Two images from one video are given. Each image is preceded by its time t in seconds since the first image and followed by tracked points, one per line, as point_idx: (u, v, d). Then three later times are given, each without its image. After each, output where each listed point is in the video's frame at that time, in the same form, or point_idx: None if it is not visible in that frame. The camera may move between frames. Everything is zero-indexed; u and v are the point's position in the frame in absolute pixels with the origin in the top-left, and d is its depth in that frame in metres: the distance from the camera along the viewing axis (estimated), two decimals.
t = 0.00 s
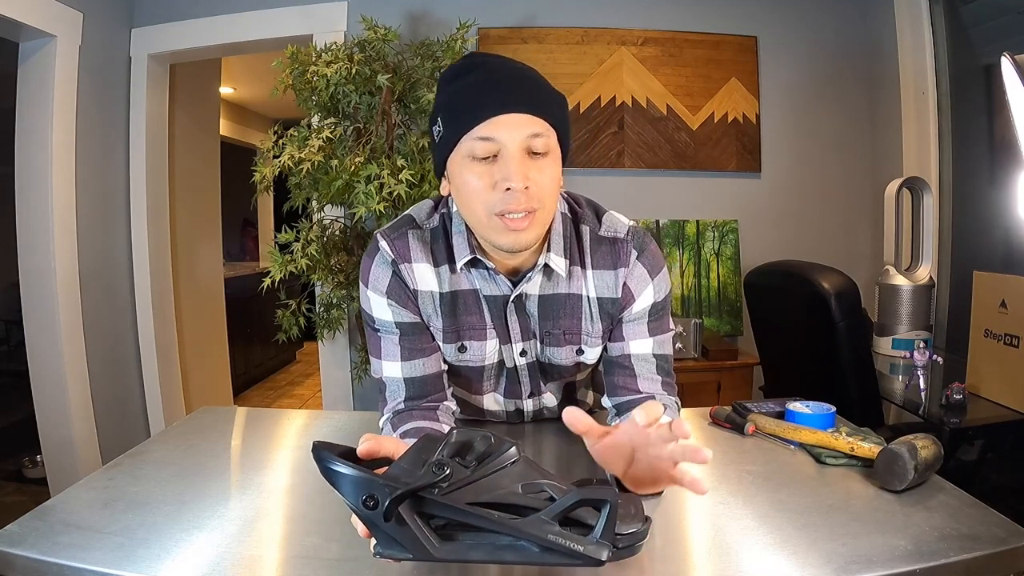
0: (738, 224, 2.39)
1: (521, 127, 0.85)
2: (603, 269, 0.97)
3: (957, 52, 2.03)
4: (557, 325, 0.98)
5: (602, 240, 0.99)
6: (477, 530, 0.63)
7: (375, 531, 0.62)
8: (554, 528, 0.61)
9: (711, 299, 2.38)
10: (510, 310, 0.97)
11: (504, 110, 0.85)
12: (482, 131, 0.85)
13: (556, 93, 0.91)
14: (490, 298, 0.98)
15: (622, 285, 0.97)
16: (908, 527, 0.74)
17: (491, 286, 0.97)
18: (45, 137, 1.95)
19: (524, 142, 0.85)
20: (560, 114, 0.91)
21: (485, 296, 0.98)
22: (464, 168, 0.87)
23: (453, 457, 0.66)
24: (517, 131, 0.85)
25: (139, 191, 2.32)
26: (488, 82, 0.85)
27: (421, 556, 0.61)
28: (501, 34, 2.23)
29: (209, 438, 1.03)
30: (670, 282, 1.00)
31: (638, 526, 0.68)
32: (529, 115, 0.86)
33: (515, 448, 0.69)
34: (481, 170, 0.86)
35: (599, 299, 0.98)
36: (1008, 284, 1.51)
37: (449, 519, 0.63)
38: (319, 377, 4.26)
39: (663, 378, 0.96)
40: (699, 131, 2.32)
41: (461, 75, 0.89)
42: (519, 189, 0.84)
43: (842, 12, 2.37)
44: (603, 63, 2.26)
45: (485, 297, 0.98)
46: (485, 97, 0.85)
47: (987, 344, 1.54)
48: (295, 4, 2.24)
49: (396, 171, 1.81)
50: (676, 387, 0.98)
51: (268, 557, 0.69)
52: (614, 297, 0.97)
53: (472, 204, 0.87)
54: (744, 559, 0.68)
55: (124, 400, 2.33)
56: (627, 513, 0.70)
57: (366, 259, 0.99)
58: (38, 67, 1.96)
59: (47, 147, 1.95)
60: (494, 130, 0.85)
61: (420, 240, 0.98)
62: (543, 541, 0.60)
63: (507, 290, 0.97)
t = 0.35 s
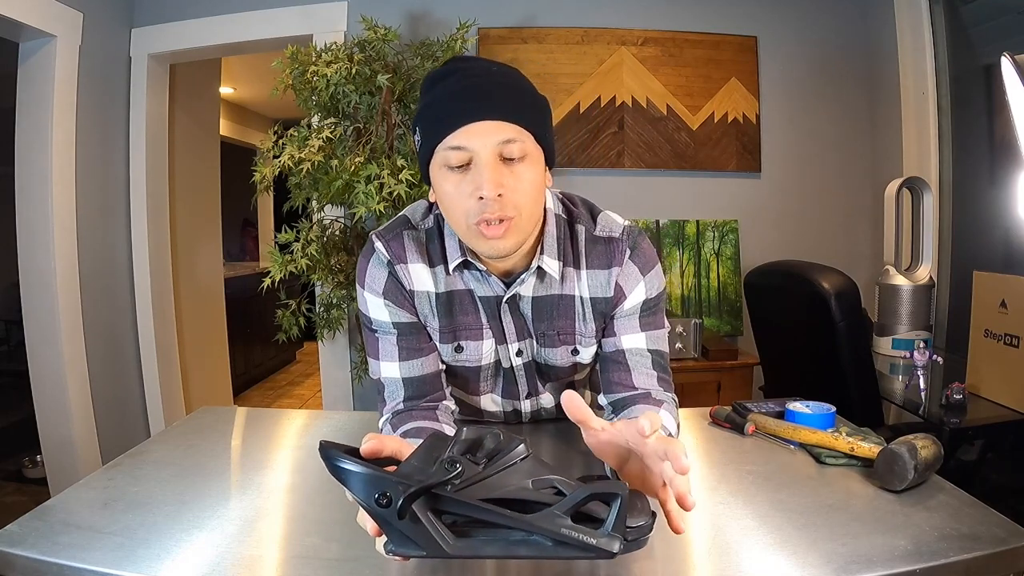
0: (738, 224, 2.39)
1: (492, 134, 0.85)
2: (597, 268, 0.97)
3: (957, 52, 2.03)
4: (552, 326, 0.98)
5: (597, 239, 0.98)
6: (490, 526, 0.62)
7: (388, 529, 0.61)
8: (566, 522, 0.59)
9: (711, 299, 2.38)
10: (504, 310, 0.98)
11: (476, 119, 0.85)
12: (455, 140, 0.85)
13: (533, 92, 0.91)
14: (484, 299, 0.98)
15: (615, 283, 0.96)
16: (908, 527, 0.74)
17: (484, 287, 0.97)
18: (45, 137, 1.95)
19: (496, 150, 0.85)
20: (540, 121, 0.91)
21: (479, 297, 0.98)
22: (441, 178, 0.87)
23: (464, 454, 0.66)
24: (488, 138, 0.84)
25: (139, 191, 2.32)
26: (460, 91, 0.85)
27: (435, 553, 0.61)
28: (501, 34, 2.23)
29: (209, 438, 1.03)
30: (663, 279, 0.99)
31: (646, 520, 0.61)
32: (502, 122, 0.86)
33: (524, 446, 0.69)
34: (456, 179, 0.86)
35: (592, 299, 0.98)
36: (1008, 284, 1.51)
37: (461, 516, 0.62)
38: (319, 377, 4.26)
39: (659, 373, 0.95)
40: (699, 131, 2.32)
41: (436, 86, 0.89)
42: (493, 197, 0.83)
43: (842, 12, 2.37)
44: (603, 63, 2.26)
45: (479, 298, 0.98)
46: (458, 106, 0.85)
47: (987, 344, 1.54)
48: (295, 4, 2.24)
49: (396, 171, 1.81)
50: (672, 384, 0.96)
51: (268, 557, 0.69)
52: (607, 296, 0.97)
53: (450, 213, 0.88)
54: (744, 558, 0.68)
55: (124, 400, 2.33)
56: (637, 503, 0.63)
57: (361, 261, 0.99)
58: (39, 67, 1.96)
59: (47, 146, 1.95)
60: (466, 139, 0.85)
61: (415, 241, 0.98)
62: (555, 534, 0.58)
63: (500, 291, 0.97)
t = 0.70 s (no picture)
0: (738, 224, 2.39)
1: (495, 135, 0.84)
2: (599, 270, 0.96)
3: (957, 52, 2.03)
4: (552, 327, 0.98)
5: (600, 241, 0.98)
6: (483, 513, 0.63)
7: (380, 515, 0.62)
8: (560, 509, 0.60)
9: (711, 299, 2.38)
10: (505, 312, 0.98)
11: (479, 118, 0.85)
12: (457, 138, 0.85)
13: (540, 93, 0.90)
14: (484, 300, 0.98)
15: (618, 286, 0.96)
16: (908, 527, 0.74)
17: (485, 288, 0.97)
18: (45, 137, 1.95)
19: (497, 151, 0.84)
20: (545, 122, 0.90)
21: (480, 299, 0.98)
22: (441, 176, 0.87)
23: (458, 442, 0.67)
24: (490, 140, 0.84)
25: (139, 191, 2.32)
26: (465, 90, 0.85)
27: (426, 539, 0.61)
28: (501, 34, 2.23)
29: (209, 438, 1.03)
30: (666, 283, 0.98)
31: (641, 512, 0.63)
32: (506, 123, 0.85)
33: (519, 434, 0.68)
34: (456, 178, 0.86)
35: (595, 300, 0.97)
36: (1008, 284, 1.51)
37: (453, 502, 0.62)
38: (319, 377, 4.26)
39: (659, 381, 0.95)
40: (699, 131, 2.32)
41: (443, 83, 0.89)
42: (489, 199, 0.83)
43: (842, 12, 2.37)
44: (603, 63, 2.26)
45: (479, 299, 0.98)
46: (462, 105, 0.85)
47: (987, 344, 1.54)
48: (295, 4, 2.24)
49: (396, 171, 1.81)
50: (671, 391, 0.96)
51: (268, 557, 0.69)
52: (609, 298, 0.96)
53: (448, 211, 0.88)
54: (744, 558, 0.68)
55: (124, 400, 2.33)
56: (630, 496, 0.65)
57: (363, 260, 0.99)
58: (38, 67, 1.96)
59: (47, 146, 1.95)
60: (467, 139, 0.84)
61: (417, 241, 0.98)
62: (548, 522, 0.59)
63: (501, 293, 0.97)
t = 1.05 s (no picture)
0: (737, 224, 2.39)
1: (529, 130, 0.84)
2: (608, 270, 0.96)
3: (957, 52, 2.03)
4: (559, 327, 0.98)
5: (609, 240, 0.98)
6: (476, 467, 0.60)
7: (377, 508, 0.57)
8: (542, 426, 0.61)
9: (711, 299, 2.38)
10: (515, 312, 0.97)
11: (514, 113, 0.84)
12: (490, 132, 0.84)
13: (566, 92, 0.89)
14: (495, 300, 0.98)
15: (627, 285, 0.96)
16: (908, 527, 0.74)
17: (496, 288, 0.97)
18: (45, 137, 1.95)
19: (532, 146, 0.84)
20: (570, 114, 0.90)
21: (490, 298, 0.98)
22: (470, 169, 0.86)
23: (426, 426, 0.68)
24: (524, 135, 0.83)
25: (139, 191, 2.32)
26: (503, 83, 0.84)
27: (431, 504, 0.56)
28: (501, 34, 2.23)
29: (209, 438, 1.03)
30: (674, 284, 0.99)
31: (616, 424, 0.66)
32: (539, 119, 0.85)
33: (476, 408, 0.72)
34: (487, 172, 0.85)
35: (603, 300, 0.97)
36: (1007, 284, 1.51)
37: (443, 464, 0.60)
38: (319, 377, 4.26)
39: (660, 385, 0.96)
40: (699, 131, 2.32)
41: (470, 76, 0.88)
42: (523, 193, 0.82)
43: (842, 12, 2.37)
44: (603, 63, 2.26)
45: (489, 299, 0.98)
46: (497, 98, 0.84)
47: (987, 344, 1.54)
48: (294, 4, 2.24)
49: (396, 171, 1.81)
50: (672, 395, 0.97)
51: (268, 557, 0.69)
52: (618, 297, 0.96)
53: (475, 204, 0.86)
54: (744, 558, 0.68)
55: (124, 400, 2.33)
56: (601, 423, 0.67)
57: (371, 259, 0.99)
58: (38, 67, 1.96)
59: (47, 146, 1.95)
60: (502, 132, 0.83)
61: (425, 240, 0.97)
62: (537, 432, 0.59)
63: (513, 293, 0.97)
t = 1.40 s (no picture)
0: (738, 224, 2.39)
1: (542, 123, 0.84)
2: (615, 269, 0.96)
3: (957, 52, 2.03)
4: (564, 326, 0.98)
5: (615, 240, 0.98)
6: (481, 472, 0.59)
7: (381, 502, 0.58)
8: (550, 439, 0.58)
9: (711, 299, 2.38)
10: (523, 311, 0.97)
11: (527, 105, 0.84)
12: (503, 124, 0.84)
13: (577, 92, 0.90)
14: (503, 299, 0.97)
15: (634, 285, 0.96)
16: (908, 527, 0.74)
17: (504, 287, 0.96)
18: (45, 137, 1.95)
19: (545, 139, 0.84)
20: (580, 109, 0.90)
21: (497, 297, 0.97)
22: (482, 163, 0.86)
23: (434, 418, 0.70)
24: (537, 127, 0.84)
25: (139, 191, 2.32)
26: (516, 76, 0.85)
27: (431, 506, 0.57)
28: (501, 34, 2.23)
29: (209, 438, 1.03)
30: (679, 284, 0.99)
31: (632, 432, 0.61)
32: (552, 113, 0.85)
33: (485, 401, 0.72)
34: (499, 164, 0.84)
35: (609, 299, 0.97)
36: (1007, 284, 1.51)
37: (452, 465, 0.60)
38: (319, 377, 4.26)
39: (663, 384, 0.95)
40: (699, 131, 2.32)
41: (483, 73, 0.88)
42: (536, 185, 0.82)
43: (841, 12, 2.37)
44: (603, 63, 2.26)
45: (496, 298, 0.97)
46: (510, 91, 0.84)
47: (987, 344, 1.54)
48: (294, 4, 2.24)
49: (396, 170, 1.81)
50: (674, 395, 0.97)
51: (268, 557, 0.69)
52: (624, 297, 0.96)
53: (487, 198, 0.85)
54: (744, 558, 0.68)
55: (124, 400, 2.33)
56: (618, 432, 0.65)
57: (378, 257, 0.98)
58: (38, 67, 1.96)
59: (47, 146, 1.95)
60: (515, 124, 0.83)
61: (433, 239, 0.97)
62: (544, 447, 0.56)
63: (521, 292, 0.96)
